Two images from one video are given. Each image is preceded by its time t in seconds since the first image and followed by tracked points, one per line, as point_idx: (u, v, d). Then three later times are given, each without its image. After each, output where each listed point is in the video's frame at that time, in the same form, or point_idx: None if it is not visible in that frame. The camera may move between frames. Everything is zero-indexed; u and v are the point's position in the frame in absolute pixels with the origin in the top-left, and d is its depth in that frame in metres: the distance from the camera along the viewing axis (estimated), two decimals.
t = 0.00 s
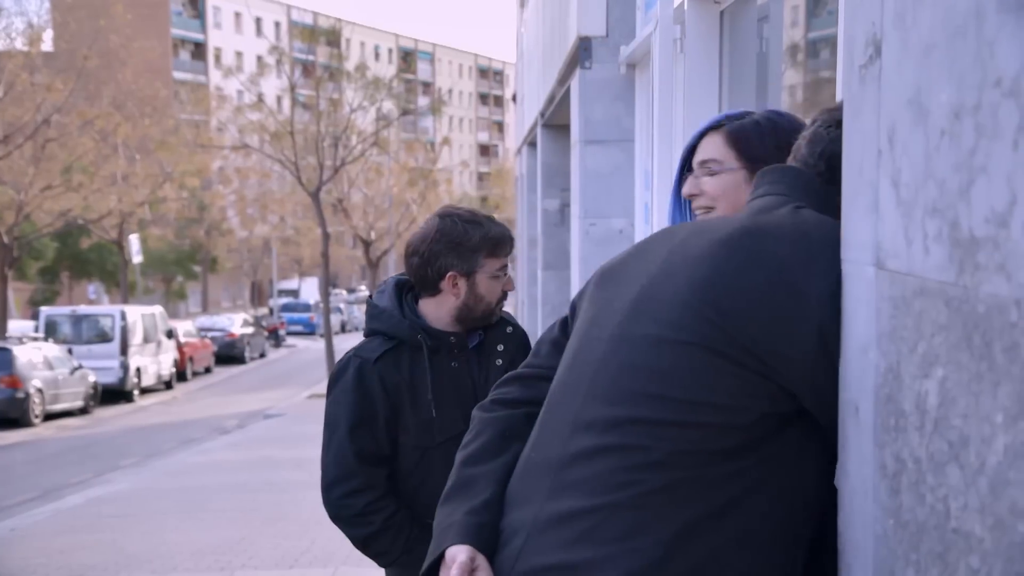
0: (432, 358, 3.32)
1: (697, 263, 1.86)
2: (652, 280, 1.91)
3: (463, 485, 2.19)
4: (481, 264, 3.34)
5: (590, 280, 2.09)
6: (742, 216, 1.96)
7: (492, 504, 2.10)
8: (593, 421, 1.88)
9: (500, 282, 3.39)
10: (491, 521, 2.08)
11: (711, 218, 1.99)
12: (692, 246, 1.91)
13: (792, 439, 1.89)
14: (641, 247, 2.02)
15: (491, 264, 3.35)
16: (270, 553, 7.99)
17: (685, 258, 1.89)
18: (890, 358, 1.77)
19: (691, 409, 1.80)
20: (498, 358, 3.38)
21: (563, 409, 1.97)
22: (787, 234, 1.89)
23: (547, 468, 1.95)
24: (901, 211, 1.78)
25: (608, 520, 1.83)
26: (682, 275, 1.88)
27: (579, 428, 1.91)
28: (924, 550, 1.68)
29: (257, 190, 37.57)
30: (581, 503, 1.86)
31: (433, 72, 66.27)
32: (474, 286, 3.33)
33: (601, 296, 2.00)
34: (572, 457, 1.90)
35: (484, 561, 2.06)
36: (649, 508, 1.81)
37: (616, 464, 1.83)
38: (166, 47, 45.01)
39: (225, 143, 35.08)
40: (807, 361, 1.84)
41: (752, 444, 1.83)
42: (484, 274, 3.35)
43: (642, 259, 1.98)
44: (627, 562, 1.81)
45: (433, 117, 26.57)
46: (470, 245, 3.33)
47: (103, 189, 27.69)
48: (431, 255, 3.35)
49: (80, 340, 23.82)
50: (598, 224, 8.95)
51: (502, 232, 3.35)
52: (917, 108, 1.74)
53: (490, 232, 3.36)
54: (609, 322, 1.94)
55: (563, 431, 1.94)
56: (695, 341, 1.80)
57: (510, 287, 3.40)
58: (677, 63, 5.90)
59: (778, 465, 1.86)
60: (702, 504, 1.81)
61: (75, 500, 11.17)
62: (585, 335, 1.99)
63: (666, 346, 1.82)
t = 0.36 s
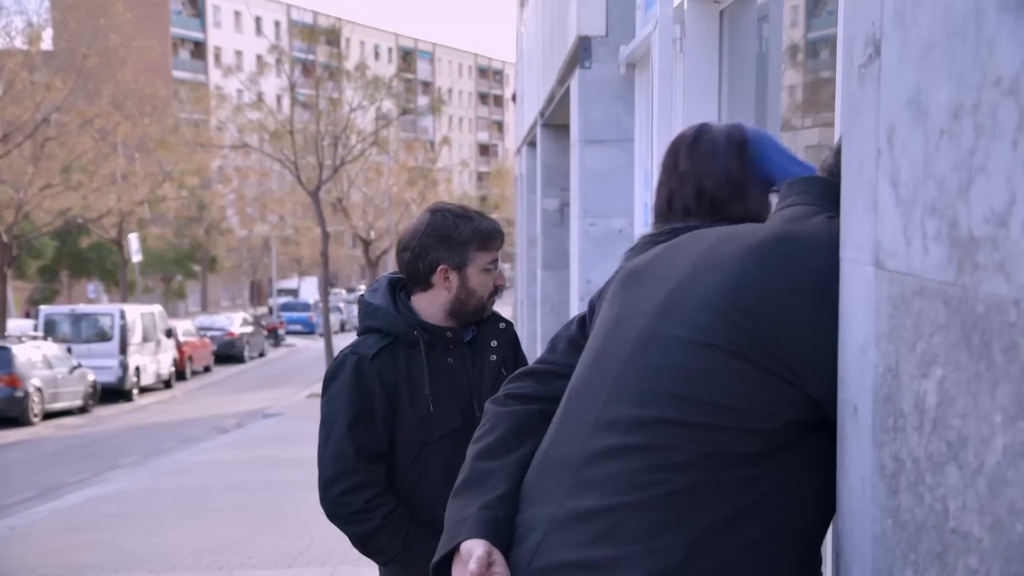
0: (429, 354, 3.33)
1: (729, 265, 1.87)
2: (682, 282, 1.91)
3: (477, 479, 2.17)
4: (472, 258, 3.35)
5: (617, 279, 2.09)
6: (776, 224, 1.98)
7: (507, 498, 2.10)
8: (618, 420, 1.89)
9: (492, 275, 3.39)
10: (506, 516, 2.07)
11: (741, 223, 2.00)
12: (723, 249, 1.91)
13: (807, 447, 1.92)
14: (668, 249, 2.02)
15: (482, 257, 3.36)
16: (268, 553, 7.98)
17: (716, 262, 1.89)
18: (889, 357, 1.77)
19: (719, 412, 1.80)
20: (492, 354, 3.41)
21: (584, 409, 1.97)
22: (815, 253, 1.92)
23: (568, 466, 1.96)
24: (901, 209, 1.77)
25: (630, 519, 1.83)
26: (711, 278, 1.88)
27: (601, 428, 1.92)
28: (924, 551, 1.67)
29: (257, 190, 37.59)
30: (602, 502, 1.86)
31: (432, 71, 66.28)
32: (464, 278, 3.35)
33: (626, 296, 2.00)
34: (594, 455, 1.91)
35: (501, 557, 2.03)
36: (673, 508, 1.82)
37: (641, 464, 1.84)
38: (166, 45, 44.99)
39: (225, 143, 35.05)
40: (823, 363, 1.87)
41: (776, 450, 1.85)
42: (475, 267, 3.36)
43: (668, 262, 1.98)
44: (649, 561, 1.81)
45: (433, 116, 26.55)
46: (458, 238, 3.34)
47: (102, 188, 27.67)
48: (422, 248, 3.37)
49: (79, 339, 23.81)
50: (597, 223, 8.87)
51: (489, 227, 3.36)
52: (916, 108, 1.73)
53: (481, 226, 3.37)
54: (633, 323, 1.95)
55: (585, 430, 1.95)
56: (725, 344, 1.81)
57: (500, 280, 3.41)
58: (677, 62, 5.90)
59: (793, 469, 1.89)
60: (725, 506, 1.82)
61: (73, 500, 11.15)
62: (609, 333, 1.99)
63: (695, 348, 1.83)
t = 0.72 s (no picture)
0: (418, 351, 3.35)
1: (745, 269, 1.90)
2: (698, 284, 1.94)
3: (487, 485, 2.17)
4: (449, 252, 3.40)
5: (629, 285, 2.11)
6: (788, 230, 2.01)
7: (518, 500, 2.09)
8: (634, 419, 1.90)
9: (473, 269, 3.41)
10: (518, 518, 2.07)
11: (753, 229, 2.03)
12: (738, 251, 1.95)
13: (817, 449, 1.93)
14: (683, 253, 2.05)
15: (460, 252, 3.40)
16: (270, 552, 7.98)
17: (733, 264, 1.92)
18: (891, 357, 1.77)
19: (735, 412, 1.82)
20: (483, 349, 3.43)
21: (598, 409, 1.99)
22: (825, 264, 1.95)
23: (582, 465, 1.97)
24: (902, 210, 1.77)
25: (647, 517, 1.84)
26: (727, 279, 1.91)
27: (617, 427, 1.93)
28: (925, 549, 1.67)
29: (257, 190, 37.57)
30: (617, 501, 1.87)
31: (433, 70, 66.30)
32: (441, 272, 3.38)
33: (641, 299, 2.02)
34: (609, 455, 1.92)
35: (512, 558, 2.04)
36: (688, 507, 1.83)
37: (659, 462, 1.84)
38: (167, 44, 44.98)
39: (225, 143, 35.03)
40: (833, 364, 1.89)
41: (789, 452, 1.87)
42: (454, 261, 3.40)
43: (683, 266, 2.00)
44: (665, 561, 1.82)
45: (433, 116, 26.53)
46: (434, 233, 3.41)
47: (103, 188, 27.68)
48: (399, 244, 3.44)
49: (80, 338, 23.82)
50: (598, 223, 8.88)
51: (467, 220, 3.41)
52: (917, 108, 1.73)
53: (458, 221, 3.43)
54: (649, 324, 1.96)
55: (600, 429, 1.96)
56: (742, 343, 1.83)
57: (484, 276, 3.42)
58: (677, 61, 5.90)
59: (803, 473, 1.91)
60: (742, 505, 1.83)
61: (75, 499, 11.16)
62: (623, 334, 2.01)
63: (712, 348, 1.85)
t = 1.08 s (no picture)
0: (423, 347, 3.44)
1: (745, 268, 1.90)
2: (700, 283, 1.94)
3: (488, 485, 2.17)
4: (451, 248, 3.51)
5: (631, 284, 2.11)
6: (788, 229, 2.02)
7: (519, 501, 2.10)
8: (635, 418, 1.90)
9: (477, 263, 3.52)
10: (520, 518, 2.07)
11: (755, 229, 2.03)
12: (740, 251, 1.95)
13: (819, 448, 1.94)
14: (685, 253, 2.05)
15: (462, 246, 3.51)
16: (271, 551, 7.99)
17: (734, 264, 1.93)
18: (892, 357, 1.77)
19: (737, 412, 1.82)
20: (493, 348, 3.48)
21: (599, 409, 1.99)
22: (826, 264, 1.95)
23: (583, 464, 1.98)
24: (903, 209, 1.77)
25: (648, 516, 1.84)
26: (728, 280, 1.91)
27: (618, 427, 1.93)
28: (926, 549, 1.68)
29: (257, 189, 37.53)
30: (618, 501, 1.87)
31: (433, 70, 66.26)
32: (446, 269, 3.50)
33: (643, 298, 2.02)
34: (611, 454, 1.92)
35: (513, 560, 2.04)
36: (688, 507, 1.83)
37: (660, 462, 1.84)
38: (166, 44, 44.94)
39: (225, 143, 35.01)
40: (833, 364, 1.90)
41: (789, 452, 1.87)
42: (457, 257, 3.51)
43: (684, 266, 2.01)
44: (666, 560, 1.82)
45: (434, 116, 26.51)
46: (436, 232, 3.53)
47: (104, 187, 27.67)
48: (406, 249, 3.58)
49: (80, 338, 23.82)
50: (598, 222, 8.89)
51: (465, 215, 3.53)
52: (918, 107, 1.73)
53: (457, 217, 3.55)
54: (650, 323, 1.97)
55: (601, 429, 1.96)
56: (744, 342, 1.83)
57: (490, 269, 3.52)
58: (677, 60, 5.91)
59: (802, 472, 1.91)
60: (742, 505, 1.84)
61: (75, 499, 11.16)
62: (624, 334, 2.01)
63: (713, 347, 1.85)
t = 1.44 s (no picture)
0: (470, 339, 3.50)
1: (744, 267, 1.90)
2: (699, 281, 1.94)
3: (486, 484, 2.17)
4: (488, 246, 3.53)
5: (631, 281, 2.11)
6: (787, 227, 2.01)
7: (517, 500, 2.10)
8: (634, 417, 1.90)
9: (515, 259, 3.54)
10: (519, 516, 2.07)
11: (756, 227, 2.03)
12: (741, 249, 1.95)
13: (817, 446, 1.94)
14: (685, 250, 2.05)
15: (500, 244, 3.53)
16: (270, 549, 8.00)
17: (734, 262, 1.92)
18: (892, 355, 1.77)
19: (738, 410, 1.82)
20: (535, 346, 3.56)
21: (599, 407, 1.99)
22: (826, 262, 1.95)
23: (582, 462, 1.97)
24: (904, 205, 1.76)
25: (648, 515, 1.84)
26: (729, 278, 1.90)
27: (618, 424, 1.93)
28: (927, 546, 1.67)
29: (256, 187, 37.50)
30: (618, 499, 1.87)
31: (432, 67, 66.15)
32: (485, 267, 3.51)
33: (642, 296, 2.02)
34: (610, 453, 1.92)
35: (511, 559, 2.05)
36: (688, 505, 1.83)
37: (660, 460, 1.84)
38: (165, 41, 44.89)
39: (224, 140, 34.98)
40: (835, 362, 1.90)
41: (789, 450, 1.87)
42: (495, 255, 3.52)
43: (684, 263, 2.00)
44: (667, 559, 1.82)
45: (433, 113, 26.46)
46: (472, 232, 3.54)
47: (103, 185, 27.66)
48: (442, 250, 3.58)
49: (79, 336, 23.82)
50: (598, 220, 8.92)
51: (501, 213, 3.54)
52: (919, 104, 1.73)
53: (491, 217, 3.57)
54: (650, 321, 1.97)
55: (601, 426, 1.96)
56: (745, 341, 1.83)
57: (526, 265, 3.54)
58: (677, 58, 5.91)
59: (803, 471, 1.92)
60: (741, 503, 1.84)
61: (75, 497, 11.16)
62: (624, 332, 2.01)
63: (713, 346, 1.85)
